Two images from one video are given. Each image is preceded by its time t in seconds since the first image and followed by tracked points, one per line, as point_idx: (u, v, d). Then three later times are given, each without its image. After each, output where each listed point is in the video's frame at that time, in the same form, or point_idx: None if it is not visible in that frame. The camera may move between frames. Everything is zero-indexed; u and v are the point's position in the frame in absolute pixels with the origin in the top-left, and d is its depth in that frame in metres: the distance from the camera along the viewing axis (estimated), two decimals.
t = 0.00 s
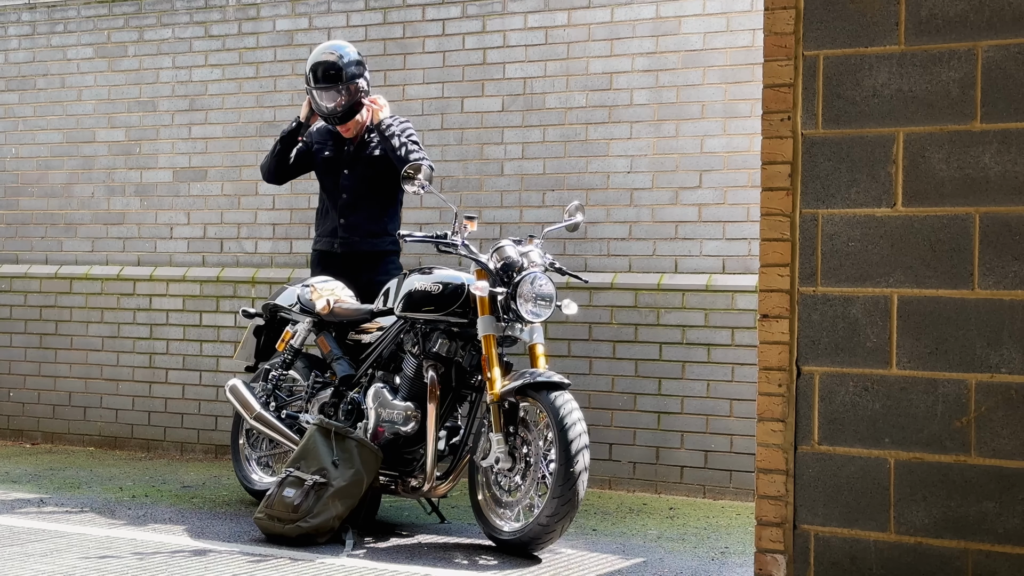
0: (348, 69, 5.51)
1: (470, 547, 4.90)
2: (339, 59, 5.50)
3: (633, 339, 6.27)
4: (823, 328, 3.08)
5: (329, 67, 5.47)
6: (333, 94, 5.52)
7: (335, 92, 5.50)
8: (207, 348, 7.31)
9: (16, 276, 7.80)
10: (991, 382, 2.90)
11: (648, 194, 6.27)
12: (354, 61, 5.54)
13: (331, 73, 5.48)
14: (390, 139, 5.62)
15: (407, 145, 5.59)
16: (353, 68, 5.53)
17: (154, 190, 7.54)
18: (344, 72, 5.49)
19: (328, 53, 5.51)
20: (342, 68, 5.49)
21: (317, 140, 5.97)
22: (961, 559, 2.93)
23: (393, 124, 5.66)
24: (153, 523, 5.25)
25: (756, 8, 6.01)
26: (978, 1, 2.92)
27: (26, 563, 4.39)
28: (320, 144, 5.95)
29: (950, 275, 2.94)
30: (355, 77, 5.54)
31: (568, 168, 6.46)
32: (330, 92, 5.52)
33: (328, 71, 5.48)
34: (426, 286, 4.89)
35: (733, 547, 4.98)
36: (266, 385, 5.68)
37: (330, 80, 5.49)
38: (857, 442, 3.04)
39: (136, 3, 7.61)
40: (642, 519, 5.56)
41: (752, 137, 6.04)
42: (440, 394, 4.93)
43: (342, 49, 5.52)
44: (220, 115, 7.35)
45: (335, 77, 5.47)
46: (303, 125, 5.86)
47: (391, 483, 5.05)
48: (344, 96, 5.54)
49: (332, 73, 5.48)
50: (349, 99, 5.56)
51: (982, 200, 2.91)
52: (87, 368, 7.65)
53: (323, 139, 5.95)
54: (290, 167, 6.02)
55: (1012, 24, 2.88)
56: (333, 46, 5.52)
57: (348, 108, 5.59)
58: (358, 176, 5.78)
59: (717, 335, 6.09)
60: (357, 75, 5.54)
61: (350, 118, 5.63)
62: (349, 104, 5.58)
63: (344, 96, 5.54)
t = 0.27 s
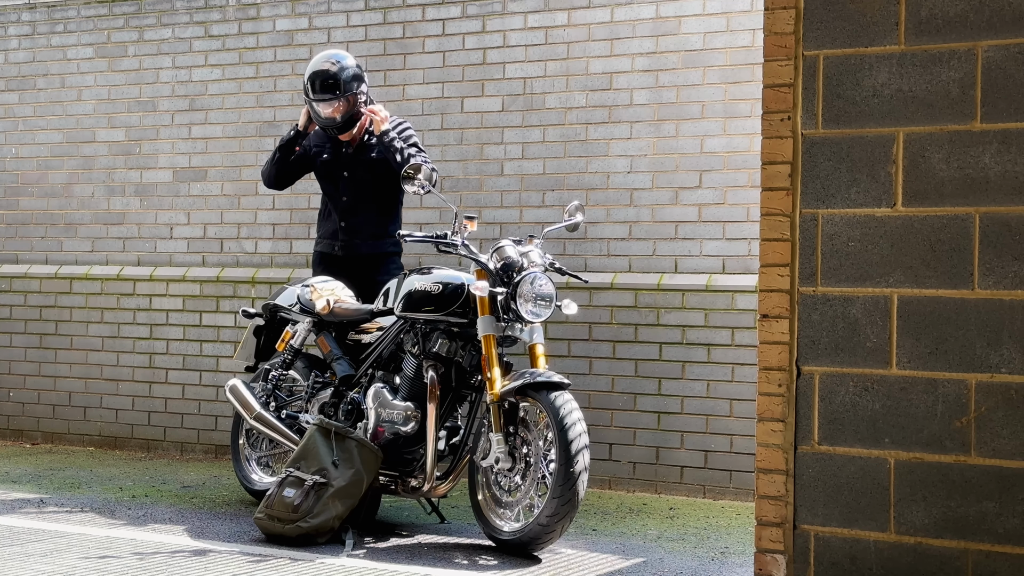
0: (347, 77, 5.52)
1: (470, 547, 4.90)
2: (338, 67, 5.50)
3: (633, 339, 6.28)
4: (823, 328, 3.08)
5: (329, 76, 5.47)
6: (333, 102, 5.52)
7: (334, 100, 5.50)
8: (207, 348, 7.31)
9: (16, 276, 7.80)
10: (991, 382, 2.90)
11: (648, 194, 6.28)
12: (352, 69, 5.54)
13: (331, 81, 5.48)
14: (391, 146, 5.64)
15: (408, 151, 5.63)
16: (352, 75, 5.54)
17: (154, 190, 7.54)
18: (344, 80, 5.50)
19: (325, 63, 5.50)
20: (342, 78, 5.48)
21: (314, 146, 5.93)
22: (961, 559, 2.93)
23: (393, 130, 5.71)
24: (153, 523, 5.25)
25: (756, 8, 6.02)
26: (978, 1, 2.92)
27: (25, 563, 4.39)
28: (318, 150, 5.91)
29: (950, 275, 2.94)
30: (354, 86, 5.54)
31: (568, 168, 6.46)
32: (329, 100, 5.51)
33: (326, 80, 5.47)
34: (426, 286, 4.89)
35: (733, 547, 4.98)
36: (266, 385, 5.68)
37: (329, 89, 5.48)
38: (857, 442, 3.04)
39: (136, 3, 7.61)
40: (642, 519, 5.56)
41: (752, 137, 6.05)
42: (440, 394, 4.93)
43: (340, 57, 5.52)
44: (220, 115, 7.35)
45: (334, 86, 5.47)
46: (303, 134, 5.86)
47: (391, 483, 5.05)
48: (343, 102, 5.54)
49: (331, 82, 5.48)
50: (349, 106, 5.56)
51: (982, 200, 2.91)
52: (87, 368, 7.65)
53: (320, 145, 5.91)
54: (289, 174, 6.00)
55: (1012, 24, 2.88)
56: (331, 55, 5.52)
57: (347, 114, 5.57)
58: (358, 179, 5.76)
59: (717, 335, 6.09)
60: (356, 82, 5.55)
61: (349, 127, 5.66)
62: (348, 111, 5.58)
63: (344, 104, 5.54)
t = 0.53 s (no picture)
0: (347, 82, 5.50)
1: (470, 547, 4.90)
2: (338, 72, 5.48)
3: (633, 339, 6.27)
4: (823, 328, 3.08)
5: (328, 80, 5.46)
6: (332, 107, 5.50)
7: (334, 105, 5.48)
8: (207, 348, 7.31)
9: (16, 276, 7.80)
10: (991, 382, 2.90)
11: (648, 194, 6.27)
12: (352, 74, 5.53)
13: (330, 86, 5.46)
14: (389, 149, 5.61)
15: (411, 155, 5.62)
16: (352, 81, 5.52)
17: (154, 190, 7.54)
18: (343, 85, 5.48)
19: (325, 69, 5.48)
20: (342, 82, 5.46)
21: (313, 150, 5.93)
22: (961, 559, 2.93)
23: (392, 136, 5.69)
24: (153, 523, 5.25)
25: (756, 8, 6.01)
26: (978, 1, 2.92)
27: (25, 563, 4.39)
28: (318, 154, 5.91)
29: (950, 275, 2.94)
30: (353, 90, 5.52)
31: (568, 168, 6.46)
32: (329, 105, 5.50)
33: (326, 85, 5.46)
34: (426, 286, 4.89)
35: (733, 547, 4.98)
36: (266, 385, 5.68)
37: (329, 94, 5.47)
38: (857, 442, 3.04)
39: (136, 3, 7.61)
40: (642, 519, 5.56)
41: (752, 137, 6.05)
42: (440, 394, 4.93)
43: (340, 62, 5.50)
44: (220, 115, 7.35)
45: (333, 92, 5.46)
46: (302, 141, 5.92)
47: (391, 483, 5.05)
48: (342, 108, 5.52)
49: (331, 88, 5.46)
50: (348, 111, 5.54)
51: (982, 200, 2.91)
52: (87, 368, 7.65)
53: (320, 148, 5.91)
54: (290, 177, 6.02)
55: (1012, 25, 2.88)
56: (331, 61, 5.50)
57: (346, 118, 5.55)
58: (358, 182, 5.76)
59: (717, 335, 6.09)
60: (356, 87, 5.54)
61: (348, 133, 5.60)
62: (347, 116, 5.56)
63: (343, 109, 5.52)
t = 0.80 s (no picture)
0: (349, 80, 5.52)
1: (470, 547, 4.90)
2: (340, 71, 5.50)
3: (633, 339, 6.27)
4: (823, 328, 3.08)
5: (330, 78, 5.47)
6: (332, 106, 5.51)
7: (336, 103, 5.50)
8: (207, 348, 7.31)
9: (16, 276, 7.80)
10: (991, 382, 2.90)
11: (648, 194, 6.27)
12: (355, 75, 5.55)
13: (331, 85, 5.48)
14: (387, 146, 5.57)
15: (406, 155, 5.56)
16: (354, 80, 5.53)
17: (154, 190, 7.54)
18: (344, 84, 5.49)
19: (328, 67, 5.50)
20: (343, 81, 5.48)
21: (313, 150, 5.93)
22: (961, 559, 2.93)
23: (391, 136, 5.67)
24: (153, 523, 5.25)
25: (756, 8, 6.01)
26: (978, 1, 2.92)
27: (25, 563, 4.39)
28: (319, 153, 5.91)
29: (950, 275, 2.94)
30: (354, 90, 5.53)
31: (568, 168, 6.46)
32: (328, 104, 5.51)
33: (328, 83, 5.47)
34: (426, 286, 4.89)
35: (733, 547, 4.98)
36: (266, 385, 5.68)
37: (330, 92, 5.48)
38: (857, 442, 3.04)
39: (136, 3, 7.61)
40: (642, 519, 5.56)
41: (752, 137, 6.04)
42: (439, 394, 4.93)
43: (342, 62, 5.52)
44: (220, 115, 7.35)
45: (334, 90, 5.47)
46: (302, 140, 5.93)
47: (391, 483, 5.05)
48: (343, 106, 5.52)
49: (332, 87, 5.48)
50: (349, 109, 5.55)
51: (982, 200, 2.91)
52: (87, 368, 7.65)
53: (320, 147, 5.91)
54: (290, 179, 6.01)
55: (1012, 25, 2.88)
56: (334, 61, 5.52)
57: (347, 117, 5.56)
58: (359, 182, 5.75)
59: (717, 335, 6.09)
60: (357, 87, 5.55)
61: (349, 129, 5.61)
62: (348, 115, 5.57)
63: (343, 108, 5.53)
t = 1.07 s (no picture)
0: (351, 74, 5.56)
1: (470, 547, 4.90)
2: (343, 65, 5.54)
3: (633, 339, 6.27)
4: (823, 328, 3.08)
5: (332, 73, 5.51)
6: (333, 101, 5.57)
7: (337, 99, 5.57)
8: (207, 348, 7.31)
9: (16, 276, 7.80)
10: (991, 382, 2.90)
11: (648, 194, 6.28)
12: (358, 69, 5.59)
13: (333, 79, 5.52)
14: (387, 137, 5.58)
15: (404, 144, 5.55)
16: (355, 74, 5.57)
17: (154, 190, 7.54)
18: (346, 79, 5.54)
19: (330, 62, 5.54)
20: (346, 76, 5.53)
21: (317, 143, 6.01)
22: (961, 559, 2.93)
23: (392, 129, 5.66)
24: (153, 523, 5.25)
25: (756, 8, 6.02)
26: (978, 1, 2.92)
27: (25, 563, 4.39)
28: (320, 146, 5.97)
29: (950, 275, 2.94)
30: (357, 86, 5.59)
31: (568, 168, 6.46)
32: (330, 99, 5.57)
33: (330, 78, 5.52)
34: (426, 286, 4.89)
35: (733, 547, 4.98)
36: (266, 385, 5.68)
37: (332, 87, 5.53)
38: (857, 442, 3.04)
39: (136, 4, 7.61)
40: (642, 519, 5.57)
41: (752, 137, 6.05)
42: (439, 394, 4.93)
43: (346, 58, 5.56)
44: (220, 115, 7.35)
45: (337, 85, 5.52)
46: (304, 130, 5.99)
47: (391, 483, 5.04)
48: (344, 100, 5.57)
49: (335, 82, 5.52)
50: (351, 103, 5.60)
51: (982, 200, 2.91)
52: (87, 368, 7.65)
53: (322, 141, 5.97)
54: (292, 169, 6.10)
55: (1012, 25, 2.88)
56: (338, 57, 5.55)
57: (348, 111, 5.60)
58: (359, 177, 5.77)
59: (717, 335, 6.09)
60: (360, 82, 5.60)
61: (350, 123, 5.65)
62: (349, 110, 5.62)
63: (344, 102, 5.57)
